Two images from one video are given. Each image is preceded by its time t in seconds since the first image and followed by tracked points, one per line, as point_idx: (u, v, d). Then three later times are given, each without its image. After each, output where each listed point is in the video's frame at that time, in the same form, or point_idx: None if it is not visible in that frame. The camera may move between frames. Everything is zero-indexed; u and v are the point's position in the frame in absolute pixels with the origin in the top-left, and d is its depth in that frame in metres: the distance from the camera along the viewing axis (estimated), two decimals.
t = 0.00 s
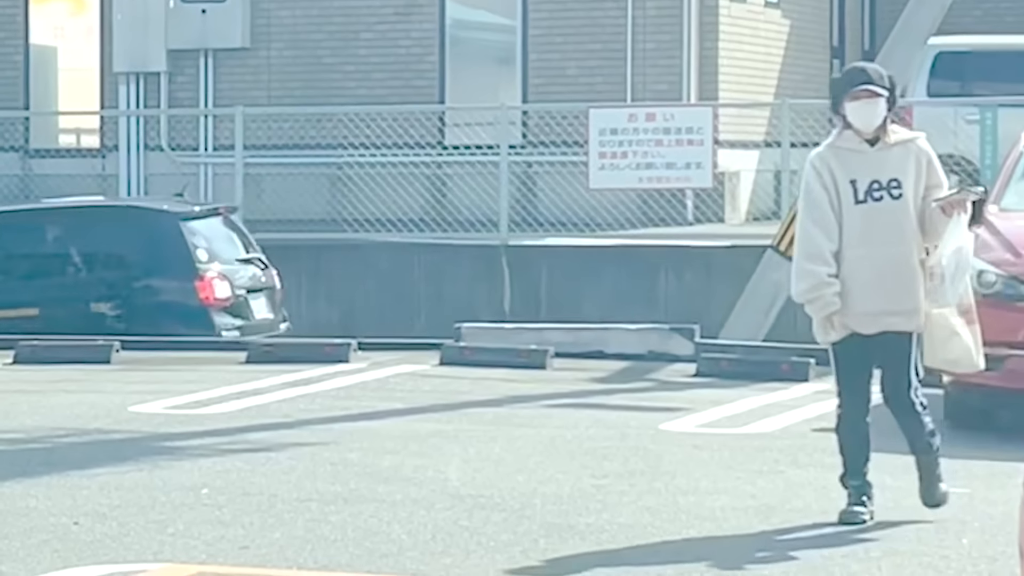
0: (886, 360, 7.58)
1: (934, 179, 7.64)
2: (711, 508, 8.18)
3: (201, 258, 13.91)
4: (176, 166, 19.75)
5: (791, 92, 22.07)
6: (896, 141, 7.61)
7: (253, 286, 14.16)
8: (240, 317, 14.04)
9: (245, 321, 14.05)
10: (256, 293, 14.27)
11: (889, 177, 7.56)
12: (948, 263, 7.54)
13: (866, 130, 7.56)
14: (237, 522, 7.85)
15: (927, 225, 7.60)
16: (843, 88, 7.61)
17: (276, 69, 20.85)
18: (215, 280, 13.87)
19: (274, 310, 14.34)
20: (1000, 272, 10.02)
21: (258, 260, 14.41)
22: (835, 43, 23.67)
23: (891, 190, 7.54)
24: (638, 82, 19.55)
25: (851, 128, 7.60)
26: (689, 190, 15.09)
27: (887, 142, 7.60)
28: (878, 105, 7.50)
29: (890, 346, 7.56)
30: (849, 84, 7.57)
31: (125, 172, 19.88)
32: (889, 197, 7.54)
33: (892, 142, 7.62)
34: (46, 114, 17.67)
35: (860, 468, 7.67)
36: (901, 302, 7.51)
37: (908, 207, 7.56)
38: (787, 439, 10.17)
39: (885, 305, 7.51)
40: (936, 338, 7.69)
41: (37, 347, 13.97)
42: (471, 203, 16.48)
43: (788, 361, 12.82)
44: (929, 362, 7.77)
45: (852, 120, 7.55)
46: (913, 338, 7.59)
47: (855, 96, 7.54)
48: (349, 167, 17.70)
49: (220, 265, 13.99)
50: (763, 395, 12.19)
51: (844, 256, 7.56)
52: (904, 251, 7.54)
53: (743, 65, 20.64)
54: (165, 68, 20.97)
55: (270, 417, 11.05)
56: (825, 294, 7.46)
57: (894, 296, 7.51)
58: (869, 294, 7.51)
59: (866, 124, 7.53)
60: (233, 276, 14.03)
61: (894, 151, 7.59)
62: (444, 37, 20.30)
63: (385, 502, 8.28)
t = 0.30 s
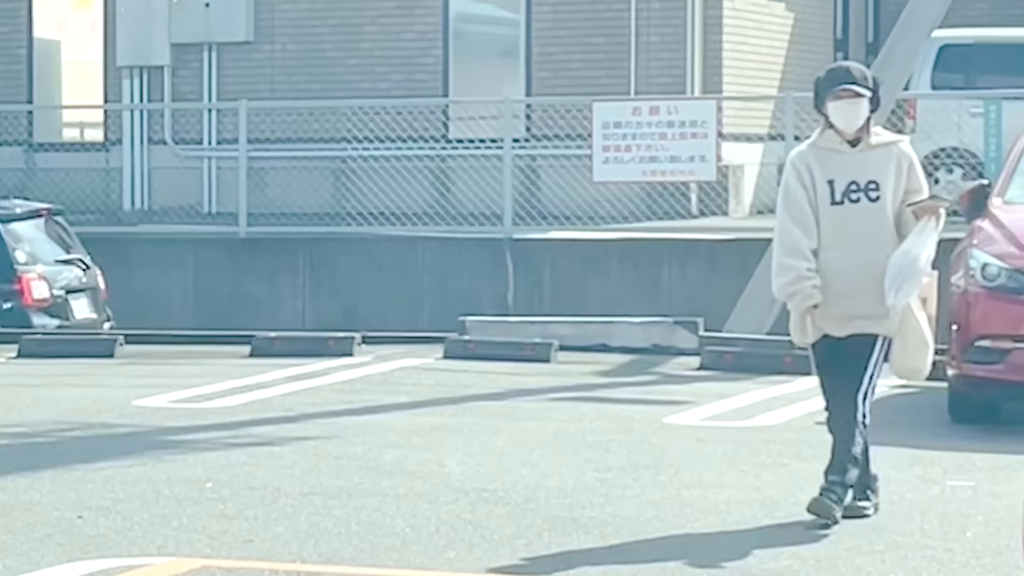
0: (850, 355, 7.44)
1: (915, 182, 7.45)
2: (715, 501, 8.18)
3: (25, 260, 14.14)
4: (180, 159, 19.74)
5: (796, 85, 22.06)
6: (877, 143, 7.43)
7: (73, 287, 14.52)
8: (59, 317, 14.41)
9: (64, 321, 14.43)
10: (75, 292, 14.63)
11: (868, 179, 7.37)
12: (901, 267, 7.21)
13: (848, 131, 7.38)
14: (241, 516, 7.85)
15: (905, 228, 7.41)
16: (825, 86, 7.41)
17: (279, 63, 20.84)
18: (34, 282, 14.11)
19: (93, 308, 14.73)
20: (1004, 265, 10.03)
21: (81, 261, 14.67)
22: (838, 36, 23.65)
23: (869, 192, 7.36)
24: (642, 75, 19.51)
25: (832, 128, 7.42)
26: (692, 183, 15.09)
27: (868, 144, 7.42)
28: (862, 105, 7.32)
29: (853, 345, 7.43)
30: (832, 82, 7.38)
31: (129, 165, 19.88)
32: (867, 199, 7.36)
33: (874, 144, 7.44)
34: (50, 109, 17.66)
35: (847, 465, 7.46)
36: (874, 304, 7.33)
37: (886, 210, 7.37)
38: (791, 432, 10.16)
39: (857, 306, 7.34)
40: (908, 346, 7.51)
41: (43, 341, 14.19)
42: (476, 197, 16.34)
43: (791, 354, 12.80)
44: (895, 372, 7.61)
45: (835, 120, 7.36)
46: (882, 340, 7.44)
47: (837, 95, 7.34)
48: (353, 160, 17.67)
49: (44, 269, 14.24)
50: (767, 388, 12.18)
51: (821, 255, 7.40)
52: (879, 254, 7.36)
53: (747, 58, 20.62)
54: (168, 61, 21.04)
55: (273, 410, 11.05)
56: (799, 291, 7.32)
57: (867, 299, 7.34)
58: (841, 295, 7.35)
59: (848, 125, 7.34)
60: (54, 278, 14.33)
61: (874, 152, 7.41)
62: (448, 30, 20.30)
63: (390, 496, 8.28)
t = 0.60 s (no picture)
0: (839, 346, 7.41)
1: (908, 171, 7.32)
2: (721, 493, 8.17)
3: None
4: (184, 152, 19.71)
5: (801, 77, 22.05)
6: (869, 132, 7.34)
7: None
8: None
9: None
10: None
11: (857, 169, 7.29)
12: (909, 265, 7.23)
13: (840, 121, 7.30)
14: (246, 508, 7.85)
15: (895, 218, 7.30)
16: (818, 76, 7.32)
17: (284, 56, 20.83)
18: None
19: None
20: (1009, 257, 10.03)
21: None
22: (844, 28, 23.62)
23: (858, 181, 7.28)
24: (648, 68, 19.51)
25: (824, 118, 7.34)
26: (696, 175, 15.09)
27: (860, 133, 7.34)
28: (855, 95, 7.24)
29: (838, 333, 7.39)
30: (824, 71, 7.29)
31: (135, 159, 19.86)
32: (856, 189, 7.28)
33: (866, 133, 7.35)
34: (56, 101, 17.65)
35: (843, 464, 7.40)
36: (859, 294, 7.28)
37: (875, 201, 7.28)
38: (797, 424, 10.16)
39: (842, 296, 7.29)
40: (893, 339, 7.35)
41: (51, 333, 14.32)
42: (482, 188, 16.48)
43: (796, 347, 12.80)
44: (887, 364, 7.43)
45: (826, 110, 7.28)
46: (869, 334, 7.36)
47: (831, 85, 7.26)
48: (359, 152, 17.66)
49: None
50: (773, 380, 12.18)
51: (811, 245, 7.33)
52: (867, 245, 7.29)
53: (753, 50, 20.60)
54: (174, 55, 20.93)
55: (279, 403, 11.05)
56: (787, 280, 7.24)
57: (851, 289, 7.28)
58: (828, 285, 7.28)
59: (840, 116, 7.26)
60: None
61: (864, 142, 7.32)
62: (453, 22, 20.28)
63: (395, 488, 8.29)
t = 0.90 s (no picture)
0: (833, 335, 7.39)
1: (907, 168, 7.31)
2: (726, 485, 8.16)
3: None
4: (189, 144, 19.69)
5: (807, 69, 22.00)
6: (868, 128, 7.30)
7: None
8: None
9: None
10: None
11: (857, 166, 7.27)
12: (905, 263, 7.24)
13: (838, 117, 7.26)
14: (251, 501, 7.85)
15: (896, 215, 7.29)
16: (815, 72, 7.30)
17: (289, 48, 20.81)
18: None
19: None
20: (1016, 249, 10.01)
21: None
22: (851, 20, 23.57)
23: (858, 179, 7.26)
24: (653, 59, 19.47)
25: (822, 115, 7.31)
26: (702, 167, 15.06)
27: (861, 130, 7.30)
28: (853, 90, 7.21)
29: (833, 321, 7.38)
30: (821, 67, 7.27)
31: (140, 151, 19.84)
32: (856, 186, 7.26)
33: (866, 130, 7.31)
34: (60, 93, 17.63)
35: (844, 456, 7.39)
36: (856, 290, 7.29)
37: (875, 198, 7.27)
38: (802, 417, 10.15)
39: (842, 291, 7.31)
40: (894, 335, 7.33)
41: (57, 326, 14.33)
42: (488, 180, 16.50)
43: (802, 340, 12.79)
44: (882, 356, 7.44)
45: (824, 106, 7.26)
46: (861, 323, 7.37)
47: (829, 81, 7.23)
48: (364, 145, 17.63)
49: None
50: (778, 372, 12.17)
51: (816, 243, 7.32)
52: (868, 243, 7.28)
53: (759, 42, 20.57)
54: (179, 47, 20.93)
55: (284, 395, 11.06)
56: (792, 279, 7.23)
57: (852, 286, 7.29)
58: (829, 281, 7.30)
59: (837, 112, 7.23)
60: None
61: (864, 138, 7.29)
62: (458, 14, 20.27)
63: (400, 481, 8.29)
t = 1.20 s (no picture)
0: (831, 327, 7.39)
1: (908, 160, 7.28)
2: (731, 478, 8.16)
3: None
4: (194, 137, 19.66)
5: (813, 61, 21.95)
6: (868, 119, 7.28)
7: None
8: None
9: None
10: None
11: (856, 159, 7.25)
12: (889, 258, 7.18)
13: (837, 109, 7.24)
14: (256, 495, 7.85)
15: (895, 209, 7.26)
16: (815, 64, 7.28)
17: (294, 41, 20.78)
18: None
19: None
20: (1021, 241, 9.99)
21: None
22: (855, 12, 23.52)
23: (858, 172, 7.24)
24: (658, 51, 19.48)
25: (822, 107, 7.28)
26: (706, 159, 15.06)
27: (860, 121, 7.27)
28: (851, 82, 7.19)
29: (832, 313, 7.39)
30: (820, 59, 7.26)
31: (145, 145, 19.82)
32: (855, 180, 7.24)
33: (866, 121, 7.28)
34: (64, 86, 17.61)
35: (845, 448, 7.39)
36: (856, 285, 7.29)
37: (875, 191, 7.25)
38: (808, 409, 10.15)
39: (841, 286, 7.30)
40: (894, 329, 7.29)
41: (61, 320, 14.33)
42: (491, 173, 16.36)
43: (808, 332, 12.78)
44: (882, 350, 7.40)
45: (823, 98, 7.23)
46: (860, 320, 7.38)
47: (827, 72, 7.22)
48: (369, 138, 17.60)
49: None
50: (783, 364, 12.17)
51: (817, 238, 7.31)
52: (868, 236, 7.26)
53: (764, 34, 20.53)
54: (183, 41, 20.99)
55: (290, 389, 11.06)
56: (792, 277, 7.23)
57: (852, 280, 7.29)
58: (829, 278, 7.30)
59: (836, 103, 7.20)
60: None
61: (864, 130, 7.26)
62: (462, 7, 20.25)
63: (405, 474, 8.29)
